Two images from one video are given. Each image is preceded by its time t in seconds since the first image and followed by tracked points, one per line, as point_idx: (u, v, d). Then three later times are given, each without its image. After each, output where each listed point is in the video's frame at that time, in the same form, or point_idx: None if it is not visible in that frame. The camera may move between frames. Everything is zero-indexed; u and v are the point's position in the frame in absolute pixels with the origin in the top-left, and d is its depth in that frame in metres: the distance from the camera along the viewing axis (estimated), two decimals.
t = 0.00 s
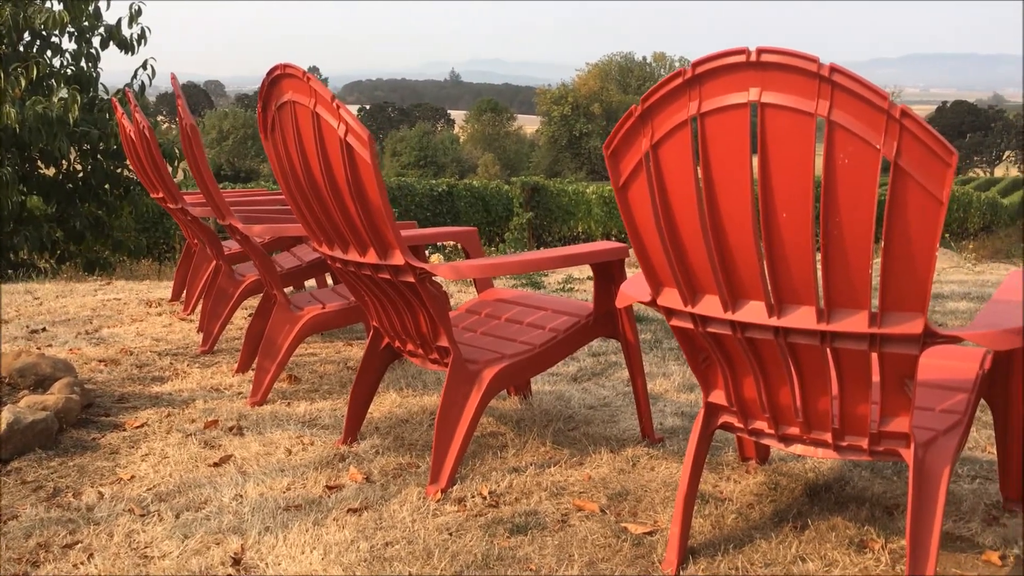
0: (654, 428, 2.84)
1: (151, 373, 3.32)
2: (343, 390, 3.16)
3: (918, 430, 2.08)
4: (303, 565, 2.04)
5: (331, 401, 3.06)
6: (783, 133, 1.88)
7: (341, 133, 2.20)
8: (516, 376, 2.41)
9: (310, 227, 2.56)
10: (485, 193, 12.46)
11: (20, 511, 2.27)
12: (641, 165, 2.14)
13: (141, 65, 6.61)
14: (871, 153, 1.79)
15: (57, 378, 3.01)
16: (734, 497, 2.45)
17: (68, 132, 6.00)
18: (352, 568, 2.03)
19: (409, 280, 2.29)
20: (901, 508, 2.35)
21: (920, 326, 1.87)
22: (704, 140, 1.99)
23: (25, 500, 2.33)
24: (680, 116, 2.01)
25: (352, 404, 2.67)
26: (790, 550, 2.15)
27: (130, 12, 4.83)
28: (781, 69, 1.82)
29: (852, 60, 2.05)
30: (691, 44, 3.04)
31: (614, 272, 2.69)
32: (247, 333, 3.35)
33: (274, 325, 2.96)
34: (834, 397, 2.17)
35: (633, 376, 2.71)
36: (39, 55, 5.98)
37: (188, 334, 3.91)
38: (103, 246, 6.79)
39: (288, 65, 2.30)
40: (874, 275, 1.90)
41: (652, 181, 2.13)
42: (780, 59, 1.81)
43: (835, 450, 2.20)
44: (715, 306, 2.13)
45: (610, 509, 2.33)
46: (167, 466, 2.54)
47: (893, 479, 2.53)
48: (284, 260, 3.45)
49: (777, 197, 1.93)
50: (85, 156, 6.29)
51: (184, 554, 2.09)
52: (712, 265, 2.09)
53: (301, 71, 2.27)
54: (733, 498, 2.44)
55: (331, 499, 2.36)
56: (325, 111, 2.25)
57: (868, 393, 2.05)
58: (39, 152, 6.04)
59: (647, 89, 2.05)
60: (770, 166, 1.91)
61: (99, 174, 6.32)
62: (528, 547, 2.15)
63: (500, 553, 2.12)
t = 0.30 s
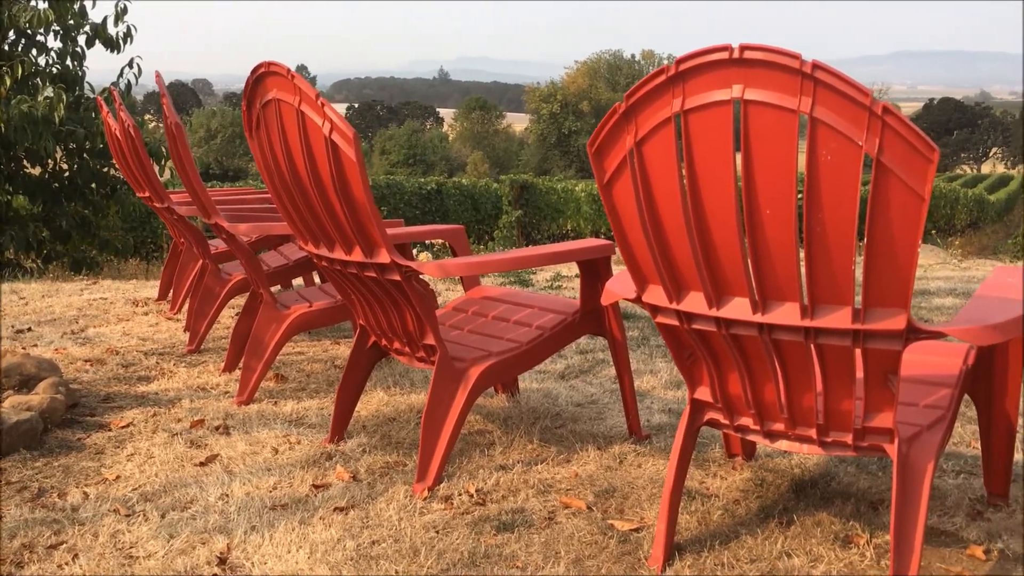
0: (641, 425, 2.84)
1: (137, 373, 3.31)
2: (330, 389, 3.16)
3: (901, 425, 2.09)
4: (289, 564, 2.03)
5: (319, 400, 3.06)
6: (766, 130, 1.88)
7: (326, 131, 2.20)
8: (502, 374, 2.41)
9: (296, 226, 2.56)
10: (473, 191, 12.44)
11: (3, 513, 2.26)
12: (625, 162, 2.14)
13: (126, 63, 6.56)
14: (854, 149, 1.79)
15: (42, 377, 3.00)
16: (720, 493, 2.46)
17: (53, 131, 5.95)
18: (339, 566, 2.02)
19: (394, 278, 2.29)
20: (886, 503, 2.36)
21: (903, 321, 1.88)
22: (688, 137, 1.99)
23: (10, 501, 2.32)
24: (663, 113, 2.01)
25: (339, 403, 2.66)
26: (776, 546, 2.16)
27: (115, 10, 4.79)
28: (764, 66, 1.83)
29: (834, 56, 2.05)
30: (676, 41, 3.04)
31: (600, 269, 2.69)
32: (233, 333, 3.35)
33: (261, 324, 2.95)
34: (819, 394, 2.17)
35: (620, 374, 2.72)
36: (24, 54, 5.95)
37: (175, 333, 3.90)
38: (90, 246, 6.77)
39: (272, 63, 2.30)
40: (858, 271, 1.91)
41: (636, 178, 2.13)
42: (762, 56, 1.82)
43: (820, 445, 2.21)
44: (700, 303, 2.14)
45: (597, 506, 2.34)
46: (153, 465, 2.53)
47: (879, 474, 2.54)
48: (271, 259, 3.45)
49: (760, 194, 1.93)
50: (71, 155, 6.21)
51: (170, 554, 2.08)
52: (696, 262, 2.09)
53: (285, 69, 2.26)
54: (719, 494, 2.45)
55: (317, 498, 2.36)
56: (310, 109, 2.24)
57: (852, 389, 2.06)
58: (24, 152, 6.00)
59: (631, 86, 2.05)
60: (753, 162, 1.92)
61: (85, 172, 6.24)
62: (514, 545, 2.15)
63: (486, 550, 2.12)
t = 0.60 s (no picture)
0: (625, 423, 2.85)
1: (119, 373, 3.29)
2: (314, 388, 3.15)
3: (882, 422, 2.10)
4: (272, 564, 2.03)
5: (303, 400, 3.05)
6: (746, 129, 1.88)
7: (308, 130, 2.19)
8: (486, 373, 2.41)
9: (278, 225, 2.55)
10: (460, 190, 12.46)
11: None
12: (606, 161, 2.14)
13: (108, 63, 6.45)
14: (833, 147, 1.80)
15: (23, 378, 2.98)
16: (703, 490, 2.47)
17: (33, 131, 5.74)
18: (322, 567, 2.02)
19: (377, 277, 2.28)
20: (868, 500, 2.37)
21: (883, 318, 1.89)
22: (669, 136, 1.99)
23: None
24: (644, 111, 2.02)
25: (323, 402, 2.66)
26: (758, 543, 2.16)
27: (98, 8, 4.75)
28: (743, 64, 1.83)
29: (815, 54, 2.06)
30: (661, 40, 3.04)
31: (584, 268, 2.69)
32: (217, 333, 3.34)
33: (244, 324, 2.95)
34: (801, 391, 2.18)
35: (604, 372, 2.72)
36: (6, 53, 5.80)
37: (158, 333, 3.88)
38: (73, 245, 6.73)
39: (254, 61, 2.29)
40: (838, 268, 1.92)
41: (617, 176, 2.13)
42: (742, 55, 1.82)
43: (802, 442, 2.22)
44: (682, 301, 2.14)
45: (581, 504, 2.34)
46: (135, 466, 2.52)
47: (861, 470, 2.55)
48: (255, 258, 3.44)
49: (741, 193, 1.94)
50: (53, 155, 6.05)
51: (151, 555, 2.07)
52: (678, 260, 2.10)
53: (266, 68, 2.25)
54: (702, 491, 2.46)
55: (301, 498, 2.35)
56: (292, 108, 2.24)
57: (833, 386, 2.06)
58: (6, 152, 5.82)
59: (612, 84, 2.05)
60: (733, 160, 1.92)
61: (67, 172, 6.11)
62: (498, 544, 2.15)
63: (470, 549, 2.12)
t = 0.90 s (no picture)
0: (608, 421, 2.85)
1: (100, 374, 3.27)
2: (297, 388, 3.14)
3: (861, 417, 2.11)
4: (254, 565, 2.02)
5: (285, 399, 3.04)
6: (724, 126, 1.89)
7: (288, 129, 2.18)
8: (468, 371, 2.41)
9: (259, 225, 2.53)
10: (445, 188, 12.51)
11: None
12: (587, 159, 2.14)
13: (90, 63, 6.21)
14: (810, 144, 1.81)
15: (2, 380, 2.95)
16: (685, 487, 2.47)
17: (13, 130, 5.41)
18: (304, 566, 2.01)
19: (359, 275, 2.28)
20: (849, 495, 2.39)
21: (861, 314, 1.90)
22: (648, 134, 1.99)
23: None
24: (624, 109, 2.02)
25: (305, 401, 2.65)
26: (739, 539, 2.18)
27: (78, 6, 4.71)
28: (722, 62, 1.84)
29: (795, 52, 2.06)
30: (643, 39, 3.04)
31: (566, 266, 2.70)
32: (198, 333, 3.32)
33: (225, 323, 2.93)
34: (780, 387, 2.19)
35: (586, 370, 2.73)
36: None
37: (139, 333, 3.86)
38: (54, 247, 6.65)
39: (233, 60, 2.27)
40: (816, 265, 1.93)
41: (597, 174, 2.13)
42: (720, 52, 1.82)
43: (782, 439, 2.23)
44: (662, 298, 2.15)
45: (563, 502, 2.34)
46: (116, 467, 2.50)
47: (841, 466, 2.57)
48: (237, 258, 3.43)
49: (720, 190, 1.95)
50: (34, 154, 5.70)
51: (132, 556, 2.06)
52: (658, 257, 2.10)
53: (246, 67, 2.24)
54: (684, 488, 2.46)
55: (283, 498, 2.35)
56: (272, 107, 2.23)
57: (812, 382, 2.07)
58: None
59: (592, 81, 2.05)
60: (712, 158, 1.92)
61: (48, 172, 5.73)
62: (480, 542, 2.15)
63: (453, 548, 2.12)
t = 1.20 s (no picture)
0: (591, 418, 2.86)
1: (81, 375, 3.25)
2: (279, 388, 3.13)
3: (841, 413, 2.12)
4: (235, 565, 2.01)
5: (267, 399, 3.03)
6: (703, 124, 1.89)
7: (267, 127, 2.17)
8: (450, 370, 2.40)
9: (239, 224, 2.52)
10: (427, 187, 12.56)
11: None
12: (566, 157, 2.14)
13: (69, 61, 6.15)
14: (788, 141, 1.81)
15: None
16: (667, 484, 2.48)
17: None
18: (285, 566, 2.01)
19: (340, 274, 2.27)
20: (829, 490, 2.40)
21: (840, 311, 1.91)
22: (628, 132, 1.99)
23: None
24: (603, 107, 2.02)
25: (286, 401, 2.64)
26: (720, 535, 2.18)
27: (56, 5, 4.68)
28: (700, 60, 1.84)
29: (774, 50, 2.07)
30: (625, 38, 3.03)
31: (548, 264, 2.70)
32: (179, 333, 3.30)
33: (206, 323, 2.92)
34: (761, 383, 2.20)
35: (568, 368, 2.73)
36: None
37: (120, 334, 3.84)
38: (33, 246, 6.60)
39: (212, 58, 2.25)
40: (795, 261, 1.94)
41: (577, 172, 2.13)
42: (698, 50, 1.83)
43: (764, 435, 2.24)
44: (643, 296, 2.15)
45: (546, 500, 2.34)
46: (96, 469, 2.49)
47: (822, 462, 2.58)
48: (218, 257, 3.41)
49: (699, 188, 1.95)
50: (12, 154, 5.66)
51: (112, 558, 2.05)
52: (638, 255, 2.11)
53: (224, 65, 2.22)
54: (666, 485, 2.47)
55: (265, 498, 2.34)
56: (251, 105, 2.21)
57: (792, 378, 2.09)
58: None
59: (571, 79, 2.05)
60: (691, 156, 1.93)
61: (27, 172, 5.70)
62: (463, 540, 2.15)
63: (435, 547, 2.12)
